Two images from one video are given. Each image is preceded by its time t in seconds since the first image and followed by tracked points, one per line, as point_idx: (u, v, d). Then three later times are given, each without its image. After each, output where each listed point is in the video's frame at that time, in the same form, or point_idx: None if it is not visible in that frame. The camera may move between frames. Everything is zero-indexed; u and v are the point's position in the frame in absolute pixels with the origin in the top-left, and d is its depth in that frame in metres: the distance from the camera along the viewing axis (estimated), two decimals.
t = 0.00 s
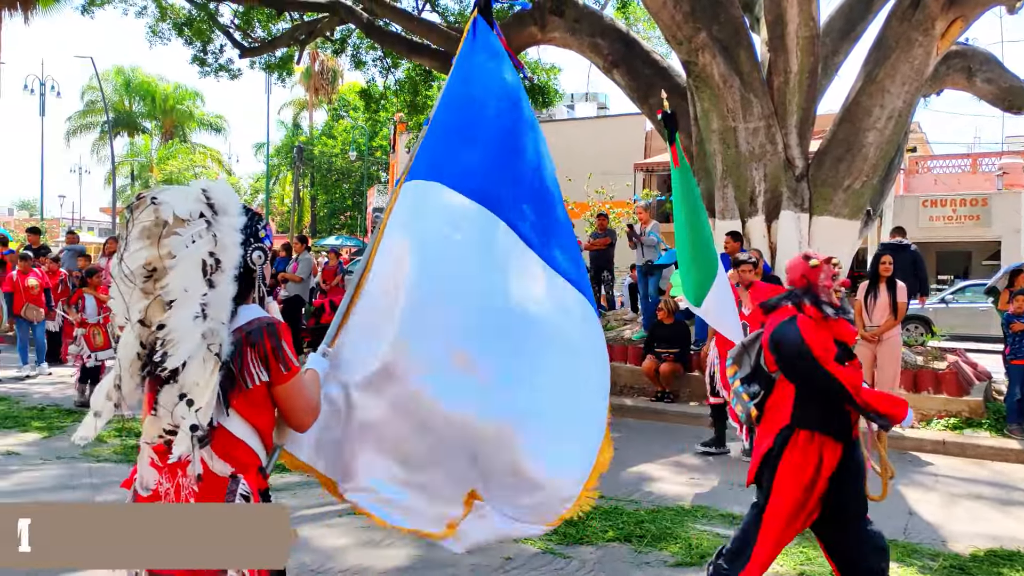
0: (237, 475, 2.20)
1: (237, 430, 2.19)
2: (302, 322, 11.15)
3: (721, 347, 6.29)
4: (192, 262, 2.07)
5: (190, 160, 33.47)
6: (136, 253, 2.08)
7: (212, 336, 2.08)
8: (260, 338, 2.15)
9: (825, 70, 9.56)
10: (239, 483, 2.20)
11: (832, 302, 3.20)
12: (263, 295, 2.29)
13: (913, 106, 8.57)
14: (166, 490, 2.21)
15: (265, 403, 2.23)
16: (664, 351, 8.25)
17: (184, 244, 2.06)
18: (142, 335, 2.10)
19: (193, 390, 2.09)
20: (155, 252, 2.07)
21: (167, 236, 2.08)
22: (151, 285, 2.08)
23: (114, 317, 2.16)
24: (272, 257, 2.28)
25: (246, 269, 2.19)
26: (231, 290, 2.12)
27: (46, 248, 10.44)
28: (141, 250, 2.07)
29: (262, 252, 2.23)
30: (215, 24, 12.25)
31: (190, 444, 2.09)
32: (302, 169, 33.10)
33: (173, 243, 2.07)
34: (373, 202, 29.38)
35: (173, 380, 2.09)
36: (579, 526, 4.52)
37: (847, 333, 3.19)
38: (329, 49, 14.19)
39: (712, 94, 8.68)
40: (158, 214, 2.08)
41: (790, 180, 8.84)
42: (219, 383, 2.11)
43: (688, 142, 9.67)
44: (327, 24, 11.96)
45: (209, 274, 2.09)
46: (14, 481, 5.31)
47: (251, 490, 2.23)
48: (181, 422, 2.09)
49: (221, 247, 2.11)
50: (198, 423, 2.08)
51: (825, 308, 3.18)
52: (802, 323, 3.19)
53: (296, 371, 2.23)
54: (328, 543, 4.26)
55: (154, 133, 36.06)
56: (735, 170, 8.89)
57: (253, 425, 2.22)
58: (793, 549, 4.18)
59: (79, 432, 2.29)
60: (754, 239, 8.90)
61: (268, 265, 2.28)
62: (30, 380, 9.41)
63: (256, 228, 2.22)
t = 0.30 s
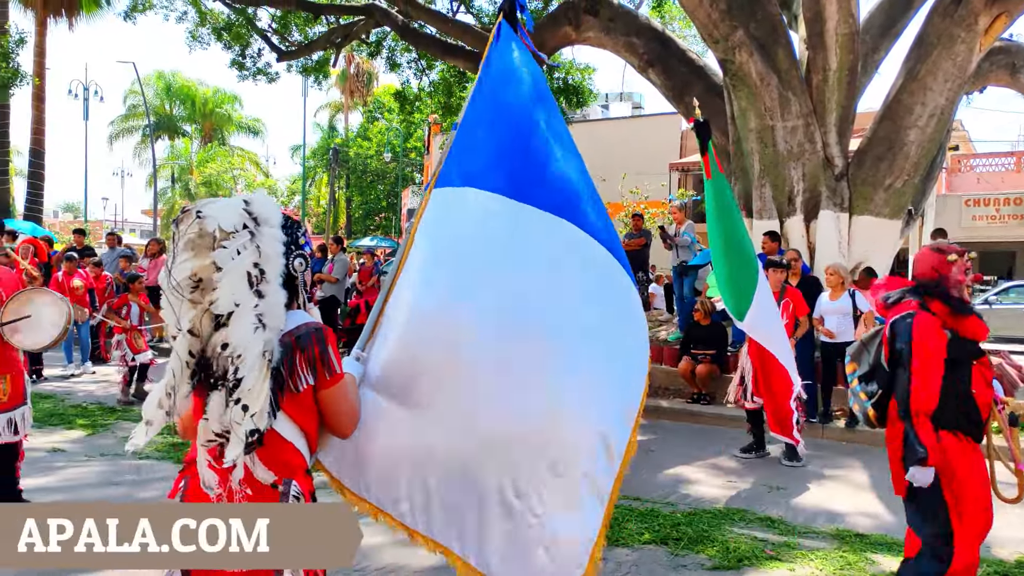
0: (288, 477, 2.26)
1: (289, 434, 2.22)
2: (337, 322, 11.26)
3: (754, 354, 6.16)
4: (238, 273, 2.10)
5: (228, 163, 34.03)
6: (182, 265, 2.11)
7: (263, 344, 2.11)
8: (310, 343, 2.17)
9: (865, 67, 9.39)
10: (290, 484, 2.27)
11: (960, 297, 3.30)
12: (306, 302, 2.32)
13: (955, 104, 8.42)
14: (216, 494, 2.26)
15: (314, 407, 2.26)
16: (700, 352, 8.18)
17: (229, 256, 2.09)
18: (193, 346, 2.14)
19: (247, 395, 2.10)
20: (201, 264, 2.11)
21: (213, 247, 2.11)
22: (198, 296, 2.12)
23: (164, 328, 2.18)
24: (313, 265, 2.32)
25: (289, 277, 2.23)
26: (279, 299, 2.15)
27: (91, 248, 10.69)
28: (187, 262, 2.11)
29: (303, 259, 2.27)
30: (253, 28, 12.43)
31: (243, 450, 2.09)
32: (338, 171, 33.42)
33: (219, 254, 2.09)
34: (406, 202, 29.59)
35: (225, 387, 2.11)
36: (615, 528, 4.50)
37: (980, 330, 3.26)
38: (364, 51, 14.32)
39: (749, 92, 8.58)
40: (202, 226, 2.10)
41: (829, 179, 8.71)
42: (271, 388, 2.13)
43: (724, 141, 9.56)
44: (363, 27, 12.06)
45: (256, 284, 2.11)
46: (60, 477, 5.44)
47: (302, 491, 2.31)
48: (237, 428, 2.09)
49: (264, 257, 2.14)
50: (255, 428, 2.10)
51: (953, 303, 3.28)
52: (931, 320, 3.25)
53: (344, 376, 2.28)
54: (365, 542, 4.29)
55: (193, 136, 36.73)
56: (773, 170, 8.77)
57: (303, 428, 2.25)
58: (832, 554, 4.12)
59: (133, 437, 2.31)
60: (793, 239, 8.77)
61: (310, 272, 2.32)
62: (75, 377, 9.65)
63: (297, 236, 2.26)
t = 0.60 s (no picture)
0: (322, 472, 2.26)
1: (323, 428, 2.26)
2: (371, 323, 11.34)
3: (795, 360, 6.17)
4: (271, 269, 2.12)
5: (265, 165, 34.51)
6: (217, 264, 2.13)
7: (292, 340, 2.15)
8: (343, 339, 2.21)
9: (905, 65, 9.23)
10: (325, 480, 2.26)
11: None
12: (340, 298, 2.35)
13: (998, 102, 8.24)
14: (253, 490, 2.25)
15: (347, 403, 2.30)
16: (737, 353, 8.11)
17: (262, 252, 2.11)
18: (228, 343, 2.17)
19: (277, 392, 2.15)
20: (235, 262, 2.13)
21: (247, 244, 2.12)
22: (233, 294, 2.14)
23: (200, 327, 2.21)
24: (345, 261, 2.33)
25: (321, 274, 2.26)
26: (308, 295, 2.18)
27: (132, 249, 10.89)
28: (221, 261, 2.13)
29: (336, 256, 2.28)
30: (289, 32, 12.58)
31: (274, 445, 2.14)
32: (372, 172, 33.68)
33: (252, 251, 2.12)
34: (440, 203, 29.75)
35: (258, 383, 2.16)
36: (650, 530, 4.47)
37: None
38: (399, 54, 14.42)
39: (786, 91, 8.49)
40: (235, 224, 2.12)
41: (868, 179, 8.57)
42: (301, 383, 2.16)
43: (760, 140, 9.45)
44: (397, 29, 12.14)
45: (287, 280, 2.14)
46: (103, 474, 5.55)
47: (337, 487, 2.29)
48: (267, 423, 2.15)
49: (297, 253, 2.16)
50: (283, 424, 2.14)
51: None
52: None
53: (376, 372, 2.32)
54: (401, 541, 4.32)
55: (231, 139, 37.31)
56: (811, 169, 8.65)
57: (336, 423, 2.28)
58: (872, 559, 4.06)
59: (174, 436, 2.40)
60: (831, 239, 8.63)
61: (343, 268, 2.34)
62: (117, 376, 9.84)
63: (329, 233, 2.28)
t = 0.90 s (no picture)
0: (356, 470, 2.28)
1: (353, 424, 2.26)
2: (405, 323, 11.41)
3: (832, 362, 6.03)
4: (305, 264, 2.15)
5: (300, 167, 34.87)
6: (253, 256, 2.20)
7: (322, 336, 2.16)
8: (372, 337, 2.22)
9: (945, 62, 9.04)
10: (358, 477, 2.28)
11: None
12: (373, 295, 2.34)
13: None
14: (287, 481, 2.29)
15: (380, 401, 2.30)
16: (773, 354, 8.04)
17: (297, 246, 2.15)
18: (260, 335, 2.24)
19: (306, 389, 2.16)
20: (271, 256, 2.19)
21: (282, 237, 2.17)
22: (266, 287, 2.21)
23: (232, 319, 2.28)
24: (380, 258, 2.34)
25: (355, 270, 2.26)
26: (341, 292, 2.19)
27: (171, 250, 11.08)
28: (257, 253, 2.19)
29: (370, 253, 2.29)
30: (324, 34, 12.70)
31: (302, 443, 2.17)
32: (405, 173, 33.88)
33: (287, 246, 2.16)
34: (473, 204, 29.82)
35: (286, 378, 2.18)
36: (684, 533, 4.44)
37: None
38: (432, 55, 14.50)
39: (823, 89, 8.37)
40: (272, 217, 2.17)
41: (908, 177, 8.41)
42: (330, 382, 2.18)
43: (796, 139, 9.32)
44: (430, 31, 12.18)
45: (321, 276, 2.16)
46: (143, 471, 5.66)
47: (370, 485, 2.31)
48: (294, 421, 2.17)
49: (331, 249, 2.18)
50: (308, 422, 2.15)
51: None
52: None
53: (409, 369, 2.30)
54: (434, 540, 4.34)
55: (267, 142, 37.77)
56: (849, 168, 8.51)
57: (372, 422, 2.30)
58: (911, 564, 3.99)
59: (209, 425, 2.36)
60: (870, 240, 8.48)
61: (378, 267, 2.34)
62: (157, 375, 10.02)
63: (364, 231, 2.28)
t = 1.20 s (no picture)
0: (390, 481, 2.28)
1: (390, 435, 2.27)
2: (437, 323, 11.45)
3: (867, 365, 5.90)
4: (343, 280, 2.16)
5: (333, 168, 35.18)
6: (290, 271, 2.20)
7: (361, 350, 2.19)
8: (410, 346, 2.24)
9: (985, 58, 8.85)
10: (392, 489, 2.28)
11: None
12: (409, 304, 2.37)
13: None
14: (325, 493, 2.31)
15: (416, 409, 2.32)
16: (808, 355, 7.92)
17: (335, 263, 2.16)
18: (300, 350, 2.25)
19: (346, 401, 2.19)
20: (308, 269, 2.19)
21: (320, 253, 2.18)
22: (304, 301, 2.22)
23: (270, 332, 2.29)
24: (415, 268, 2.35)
25: (392, 282, 2.28)
26: (381, 305, 2.21)
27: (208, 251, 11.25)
28: (294, 268, 2.20)
29: (406, 264, 2.30)
30: (357, 37, 12.81)
31: (339, 455, 2.21)
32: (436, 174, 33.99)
33: (325, 262, 2.17)
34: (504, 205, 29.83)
35: (328, 392, 2.22)
36: (718, 536, 4.39)
37: None
38: (464, 56, 14.55)
39: (860, 87, 8.24)
40: (310, 234, 2.18)
41: (947, 176, 8.26)
42: (369, 393, 2.21)
43: (832, 138, 9.18)
44: (462, 32, 12.23)
45: (360, 291, 2.18)
46: (180, 468, 5.75)
47: (405, 495, 2.31)
48: (334, 433, 2.20)
49: (369, 264, 2.19)
50: (350, 434, 2.19)
51: None
52: None
53: (446, 377, 2.31)
54: (465, 540, 4.35)
55: (301, 143, 38.15)
56: (886, 167, 8.37)
57: (404, 431, 2.29)
58: (951, 569, 3.91)
59: (250, 437, 2.42)
60: (908, 239, 8.31)
61: (412, 275, 2.36)
62: (194, 374, 10.17)
63: (400, 241, 2.29)
